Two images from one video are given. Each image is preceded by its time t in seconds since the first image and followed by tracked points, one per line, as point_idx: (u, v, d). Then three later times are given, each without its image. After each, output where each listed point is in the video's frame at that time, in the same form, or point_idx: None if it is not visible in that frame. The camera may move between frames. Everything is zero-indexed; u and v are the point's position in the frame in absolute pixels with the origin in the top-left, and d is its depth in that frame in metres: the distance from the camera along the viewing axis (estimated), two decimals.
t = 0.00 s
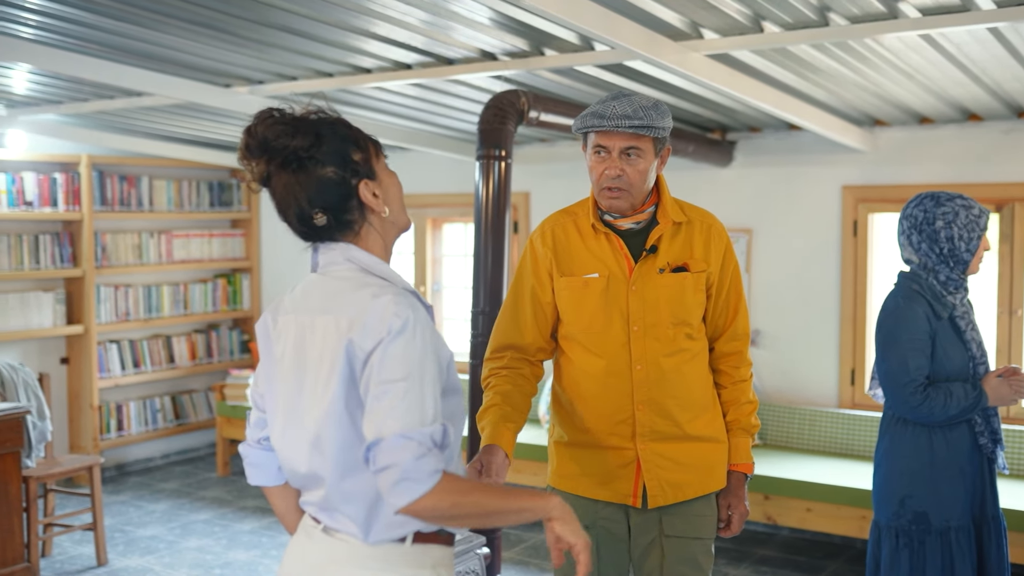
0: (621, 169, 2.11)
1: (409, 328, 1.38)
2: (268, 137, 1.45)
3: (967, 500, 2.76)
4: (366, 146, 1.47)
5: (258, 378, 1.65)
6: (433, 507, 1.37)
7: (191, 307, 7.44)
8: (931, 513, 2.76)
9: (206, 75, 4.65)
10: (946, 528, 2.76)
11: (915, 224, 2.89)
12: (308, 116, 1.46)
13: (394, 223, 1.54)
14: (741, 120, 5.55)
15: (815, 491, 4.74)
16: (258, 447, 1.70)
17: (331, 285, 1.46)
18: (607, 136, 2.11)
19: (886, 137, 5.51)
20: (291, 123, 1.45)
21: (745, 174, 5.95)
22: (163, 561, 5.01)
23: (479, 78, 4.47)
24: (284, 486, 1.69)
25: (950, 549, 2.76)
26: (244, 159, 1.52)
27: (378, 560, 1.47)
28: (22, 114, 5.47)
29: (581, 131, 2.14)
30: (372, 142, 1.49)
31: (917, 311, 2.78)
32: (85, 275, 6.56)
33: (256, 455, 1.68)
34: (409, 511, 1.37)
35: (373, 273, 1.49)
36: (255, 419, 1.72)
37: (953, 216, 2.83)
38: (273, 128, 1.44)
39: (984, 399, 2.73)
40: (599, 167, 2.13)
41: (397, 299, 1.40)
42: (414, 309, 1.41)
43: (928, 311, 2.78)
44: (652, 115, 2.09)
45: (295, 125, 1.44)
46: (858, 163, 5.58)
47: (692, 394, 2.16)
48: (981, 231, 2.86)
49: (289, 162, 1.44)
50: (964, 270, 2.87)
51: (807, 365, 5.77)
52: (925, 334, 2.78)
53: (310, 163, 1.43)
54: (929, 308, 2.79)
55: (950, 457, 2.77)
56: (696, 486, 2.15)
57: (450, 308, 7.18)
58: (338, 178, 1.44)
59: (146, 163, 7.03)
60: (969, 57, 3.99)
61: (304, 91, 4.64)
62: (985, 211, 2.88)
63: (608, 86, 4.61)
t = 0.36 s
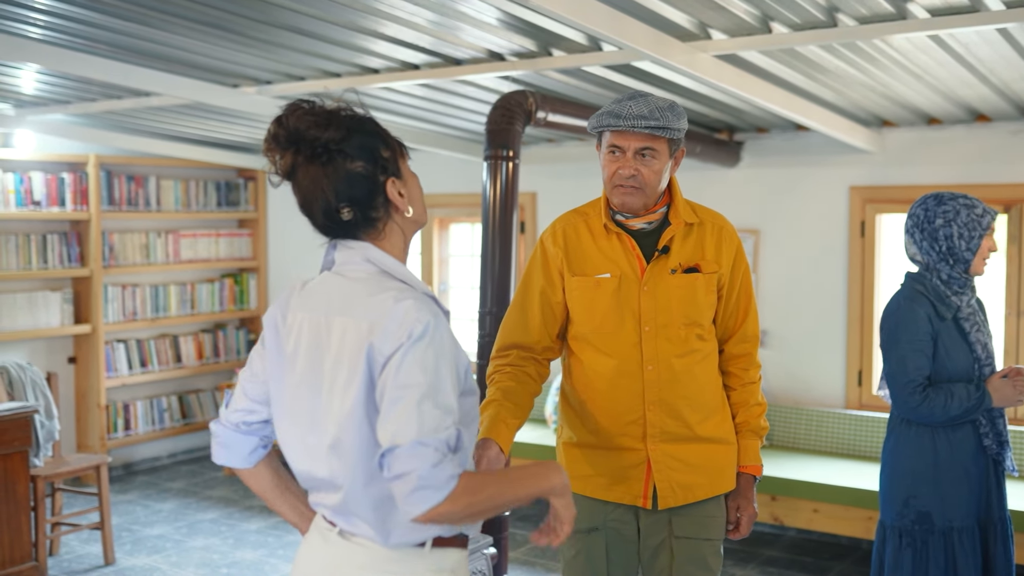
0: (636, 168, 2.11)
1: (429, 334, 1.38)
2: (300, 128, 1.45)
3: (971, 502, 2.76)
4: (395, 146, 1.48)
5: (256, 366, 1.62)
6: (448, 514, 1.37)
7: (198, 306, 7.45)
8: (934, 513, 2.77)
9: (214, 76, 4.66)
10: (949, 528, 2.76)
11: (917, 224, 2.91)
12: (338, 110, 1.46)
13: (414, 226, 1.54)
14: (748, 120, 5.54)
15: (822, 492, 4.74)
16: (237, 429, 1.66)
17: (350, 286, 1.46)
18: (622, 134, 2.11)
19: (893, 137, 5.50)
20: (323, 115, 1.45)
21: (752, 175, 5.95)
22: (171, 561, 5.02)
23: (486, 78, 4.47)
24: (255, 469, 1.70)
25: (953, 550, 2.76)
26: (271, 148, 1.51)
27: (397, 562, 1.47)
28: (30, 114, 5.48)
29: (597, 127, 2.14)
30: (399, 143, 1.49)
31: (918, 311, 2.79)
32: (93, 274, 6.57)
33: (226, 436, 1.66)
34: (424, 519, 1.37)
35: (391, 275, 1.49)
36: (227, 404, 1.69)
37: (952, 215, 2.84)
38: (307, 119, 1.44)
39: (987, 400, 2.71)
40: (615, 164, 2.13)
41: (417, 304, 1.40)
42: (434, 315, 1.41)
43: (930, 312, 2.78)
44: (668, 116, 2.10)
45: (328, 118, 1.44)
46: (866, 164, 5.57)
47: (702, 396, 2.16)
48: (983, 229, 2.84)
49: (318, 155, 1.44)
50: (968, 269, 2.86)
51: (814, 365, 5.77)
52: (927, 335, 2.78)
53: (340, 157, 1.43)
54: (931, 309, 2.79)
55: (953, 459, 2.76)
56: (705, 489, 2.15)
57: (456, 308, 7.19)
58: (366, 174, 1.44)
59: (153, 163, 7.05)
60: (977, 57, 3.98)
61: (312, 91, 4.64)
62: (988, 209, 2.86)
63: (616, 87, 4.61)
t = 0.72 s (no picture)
0: (640, 168, 2.11)
1: (442, 326, 1.39)
2: (314, 120, 1.44)
3: (963, 498, 2.86)
4: (408, 144, 1.47)
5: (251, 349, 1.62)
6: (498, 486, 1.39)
7: (201, 301, 7.45)
8: (926, 506, 2.87)
9: (216, 70, 4.66)
10: (939, 522, 2.87)
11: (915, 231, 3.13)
12: (354, 103, 1.46)
13: (420, 225, 1.54)
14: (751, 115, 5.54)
15: (824, 487, 4.74)
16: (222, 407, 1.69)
17: (354, 283, 1.45)
18: (626, 133, 2.11)
19: (896, 133, 5.50)
20: (339, 109, 1.44)
21: (755, 170, 5.94)
22: (173, 555, 5.03)
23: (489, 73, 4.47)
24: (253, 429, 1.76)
25: (941, 542, 2.87)
26: (285, 134, 1.51)
27: (401, 558, 1.48)
28: (33, 108, 5.49)
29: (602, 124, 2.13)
30: (413, 141, 1.49)
31: (915, 305, 2.88)
32: (95, 268, 6.58)
33: (217, 417, 1.70)
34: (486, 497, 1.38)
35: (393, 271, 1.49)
36: (216, 383, 1.70)
37: (930, 213, 3.07)
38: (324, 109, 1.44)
39: (980, 393, 2.79)
40: (619, 162, 2.13)
41: (427, 299, 1.41)
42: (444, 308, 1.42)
43: (926, 305, 2.88)
44: (673, 115, 2.09)
45: (344, 111, 1.44)
46: (869, 160, 5.57)
47: (705, 391, 2.16)
48: (954, 219, 2.98)
49: (330, 148, 1.43)
50: (951, 260, 2.98)
51: (817, 360, 5.77)
52: (924, 329, 2.87)
53: (352, 152, 1.43)
54: (930, 302, 2.89)
55: (949, 455, 2.86)
56: (707, 485, 2.15)
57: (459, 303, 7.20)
58: (376, 172, 1.44)
59: (156, 158, 7.05)
60: (981, 53, 3.97)
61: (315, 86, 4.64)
62: (963, 198, 2.98)
63: (619, 82, 4.60)
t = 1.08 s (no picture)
0: (640, 166, 2.11)
1: (440, 326, 1.40)
2: (335, 113, 1.43)
3: (950, 493, 2.89)
4: (420, 151, 1.47)
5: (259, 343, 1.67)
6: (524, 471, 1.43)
7: (200, 296, 7.45)
8: (911, 498, 2.93)
9: (216, 66, 4.66)
10: (923, 515, 2.92)
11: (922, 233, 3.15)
12: (375, 100, 1.44)
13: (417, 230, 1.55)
14: (750, 112, 5.54)
15: (823, 484, 4.74)
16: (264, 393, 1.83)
17: (347, 283, 1.45)
18: (626, 131, 2.11)
19: (896, 130, 5.51)
20: (361, 107, 1.43)
21: (754, 167, 5.95)
22: (172, 550, 5.04)
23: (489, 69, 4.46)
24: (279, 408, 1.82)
25: (924, 535, 2.92)
26: (299, 115, 1.49)
27: (403, 555, 1.48)
28: (32, 103, 5.48)
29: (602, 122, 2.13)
30: (424, 148, 1.49)
31: (908, 300, 2.92)
32: (94, 263, 6.58)
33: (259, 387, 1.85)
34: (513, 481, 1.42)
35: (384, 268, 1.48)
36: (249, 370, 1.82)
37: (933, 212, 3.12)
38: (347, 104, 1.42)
39: (965, 389, 2.79)
40: (619, 160, 2.13)
41: (420, 298, 1.41)
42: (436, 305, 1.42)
43: (920, 301, 2.91)
44: (675, 111, 2.09)
45: (366, 110, 1.43)
46: (869, 156, 5.57)
47: (705, 387, 2.16)
48: (944, 215, 3.03)
49: (345, 144, 1.42)
50: (948, 257, 3.01)
51: (816, 357, 5.77)
52: (914, 323, 2.91)
53: (367, 153, 1.42)
54: (924, 298, 2.92)
55: (937, 449, 2.89)
56: (706, 483, 2.15)
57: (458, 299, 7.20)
58: (387, 175, 1.43)
59: (154, 152, 7.04)
60: (980, 49, 3.97)
61: (314, 81, 4.64)
62: (951, 194, 3.03)
63: (618, 78, 4.60)
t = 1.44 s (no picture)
0: (637, 167, 2.11)
1: (422, 328, 1.37)
2: (396, 106, 1.41)
3: (935, 491, 2.90)
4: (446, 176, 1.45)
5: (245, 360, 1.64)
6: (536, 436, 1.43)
7: (197, 296, 7.45)
8: (898, 493, 2.95)
9: (213, 65, 4.65)
10: (908, 510, 2.94)
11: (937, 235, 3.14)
12: (438, 116, 1.43)
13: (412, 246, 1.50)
14: (747, 112, 5.55)
15: (819, 484, 4.75)
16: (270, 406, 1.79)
17: (324, 300, 1.42)
18: (628, 129, 2.11)
19: (893, 130, 5.51)
20: (422, 111, 1.42)
21: (751, 167, 5.95)
22: (168, 549, 5.04)
23: (487, 68, 4.47)
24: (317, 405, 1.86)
25: (907, 531, 2.94)
26: (357, 95, 1.46)
27: (405, 553, 1.48)
28: (29, 101, 5.47)
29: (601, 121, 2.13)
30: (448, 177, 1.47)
31: (907, 299, 2.94)
32: (90, 262, 6.57)
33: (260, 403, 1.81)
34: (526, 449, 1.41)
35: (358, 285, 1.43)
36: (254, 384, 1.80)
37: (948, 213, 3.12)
38: (412, 102, 1.41)
39: (947, 389, 2.83)
40: (619, 158, 2.13)
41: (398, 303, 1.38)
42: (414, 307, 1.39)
43: (917, 300, 2.93)
44: (671, 109, 2.09)
45: (424, 114, 1.41)
46: (866, 157, 5.57)
47: (703, 385, 2.16)
48: (950, 213, 3.02)
49: (394, 134, 1.38)
50: (952, 255, 2.99)
51: (813, 358, 5.78)
52: (910, 323, 2.94)
53: (409, 152, 1.39)
54: (923, 298, 2.94)
55: (926, 447, 2.91)
56: (704, 481, 2.15)
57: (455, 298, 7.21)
58: (416, 181, 1.40)
59: (151, 151, 7.04)
60: (977, 50, 3.97)
61: (312, 80, 4.63)
62: (958, 192, 3.02)
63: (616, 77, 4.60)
